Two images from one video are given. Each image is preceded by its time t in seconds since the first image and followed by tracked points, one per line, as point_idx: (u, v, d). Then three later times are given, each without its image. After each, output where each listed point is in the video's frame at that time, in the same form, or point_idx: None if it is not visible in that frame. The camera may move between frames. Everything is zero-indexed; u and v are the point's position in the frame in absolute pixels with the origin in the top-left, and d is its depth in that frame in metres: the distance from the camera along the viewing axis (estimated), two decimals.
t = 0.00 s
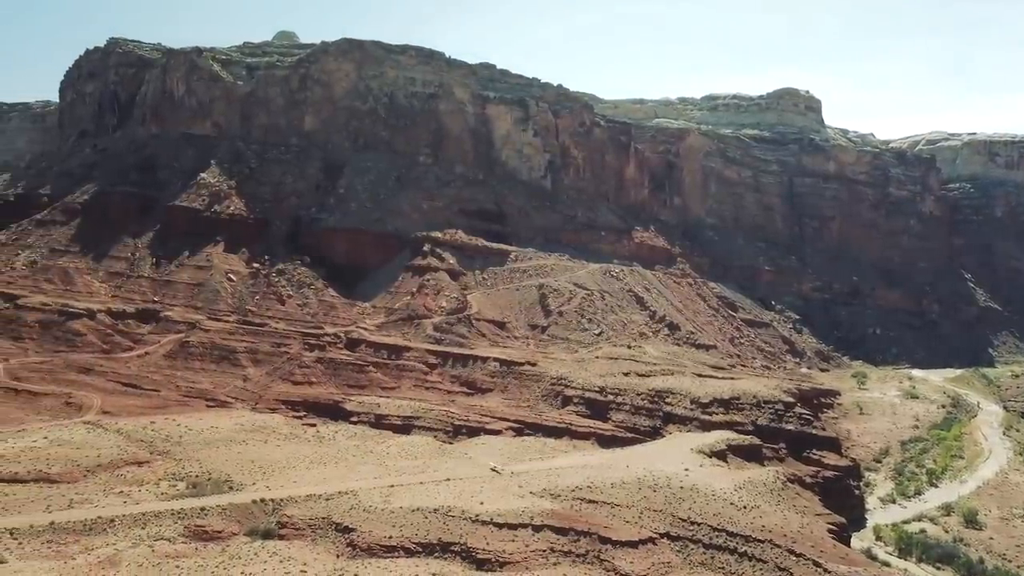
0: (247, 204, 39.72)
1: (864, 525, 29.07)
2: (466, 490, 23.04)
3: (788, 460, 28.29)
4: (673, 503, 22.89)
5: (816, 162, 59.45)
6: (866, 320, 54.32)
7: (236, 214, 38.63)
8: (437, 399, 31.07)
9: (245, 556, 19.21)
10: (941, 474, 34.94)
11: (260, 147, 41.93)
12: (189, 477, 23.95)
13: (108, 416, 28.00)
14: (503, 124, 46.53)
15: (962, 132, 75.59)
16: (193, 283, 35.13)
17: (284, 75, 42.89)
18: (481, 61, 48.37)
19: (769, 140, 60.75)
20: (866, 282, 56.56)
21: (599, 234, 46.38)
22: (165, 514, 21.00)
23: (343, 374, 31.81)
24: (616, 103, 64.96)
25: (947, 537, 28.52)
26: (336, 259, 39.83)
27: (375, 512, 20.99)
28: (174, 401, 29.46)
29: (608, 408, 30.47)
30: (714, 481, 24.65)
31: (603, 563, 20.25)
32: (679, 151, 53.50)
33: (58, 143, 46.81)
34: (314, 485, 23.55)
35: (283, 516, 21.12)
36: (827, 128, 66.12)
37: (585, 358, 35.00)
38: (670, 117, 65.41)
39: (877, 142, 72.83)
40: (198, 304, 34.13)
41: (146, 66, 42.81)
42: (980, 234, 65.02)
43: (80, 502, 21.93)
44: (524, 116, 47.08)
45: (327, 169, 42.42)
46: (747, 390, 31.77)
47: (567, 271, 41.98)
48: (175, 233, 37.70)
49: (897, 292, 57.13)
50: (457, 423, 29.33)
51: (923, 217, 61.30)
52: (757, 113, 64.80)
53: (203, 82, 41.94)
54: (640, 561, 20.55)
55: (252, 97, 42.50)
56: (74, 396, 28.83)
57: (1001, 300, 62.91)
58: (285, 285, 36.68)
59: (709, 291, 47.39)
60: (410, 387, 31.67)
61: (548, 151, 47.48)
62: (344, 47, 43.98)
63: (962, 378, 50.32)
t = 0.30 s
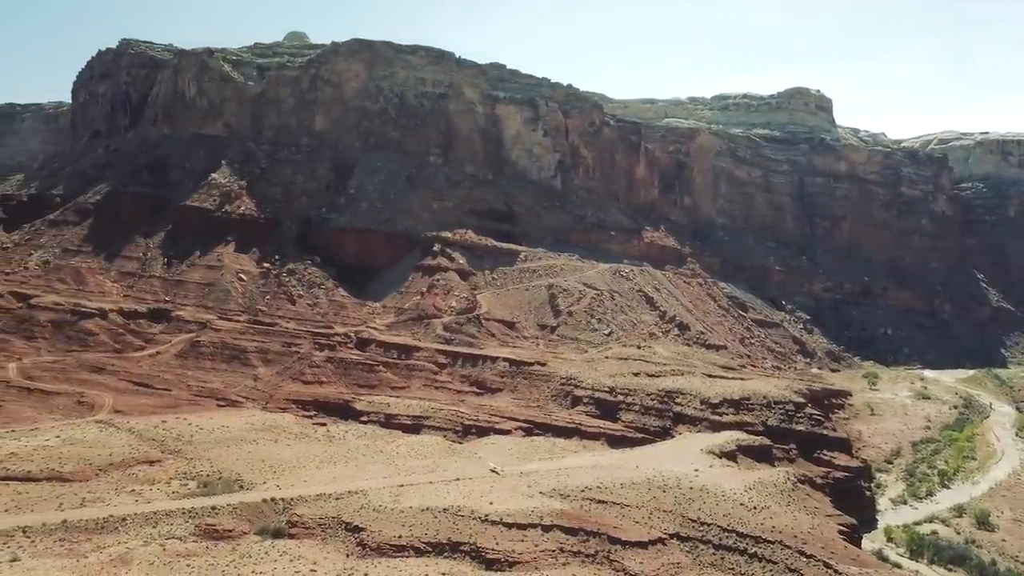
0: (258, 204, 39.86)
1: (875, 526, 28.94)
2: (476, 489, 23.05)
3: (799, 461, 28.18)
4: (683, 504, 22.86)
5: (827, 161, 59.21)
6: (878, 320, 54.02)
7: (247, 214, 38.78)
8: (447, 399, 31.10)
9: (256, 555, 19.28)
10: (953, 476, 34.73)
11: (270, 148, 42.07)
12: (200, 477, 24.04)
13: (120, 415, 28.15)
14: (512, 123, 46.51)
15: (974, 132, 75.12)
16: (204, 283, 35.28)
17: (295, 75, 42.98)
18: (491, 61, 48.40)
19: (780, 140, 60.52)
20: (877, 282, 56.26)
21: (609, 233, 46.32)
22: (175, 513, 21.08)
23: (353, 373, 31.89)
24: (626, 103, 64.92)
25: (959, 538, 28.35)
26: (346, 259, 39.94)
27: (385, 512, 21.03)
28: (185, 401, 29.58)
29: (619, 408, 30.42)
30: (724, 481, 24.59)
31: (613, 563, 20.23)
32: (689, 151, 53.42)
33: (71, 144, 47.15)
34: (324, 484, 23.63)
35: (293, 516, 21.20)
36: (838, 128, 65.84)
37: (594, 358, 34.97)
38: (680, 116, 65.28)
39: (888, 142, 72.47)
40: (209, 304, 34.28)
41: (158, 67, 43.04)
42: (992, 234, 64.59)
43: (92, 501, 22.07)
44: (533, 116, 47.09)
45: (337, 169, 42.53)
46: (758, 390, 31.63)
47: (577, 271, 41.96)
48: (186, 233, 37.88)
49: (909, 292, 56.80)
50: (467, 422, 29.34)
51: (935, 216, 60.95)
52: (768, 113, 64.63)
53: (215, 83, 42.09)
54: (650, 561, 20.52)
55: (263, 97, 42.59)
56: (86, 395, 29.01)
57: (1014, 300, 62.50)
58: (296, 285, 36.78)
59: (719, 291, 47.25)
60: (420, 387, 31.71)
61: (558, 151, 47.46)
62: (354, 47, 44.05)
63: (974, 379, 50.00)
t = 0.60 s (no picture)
0: (269, 204, 39.98)
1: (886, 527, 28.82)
2: (485, 489, 23.08)
3: (809, 461, 28.05)
4: (693, 505, 22.82)
5: (837, 162, 59.24)
6: (889, 321, 53.77)
7: (257, 214, 38.94)
8: (457, 399, 31.11)
9: (267, 554, 19.35)
10: (965, 477, 34.53)
11: (281, 148, 42.23)
12: (211, 476, 24.12)
13: (131, 414, 28.27)
14: (522, 124, 46.55)
15: (986, 131, 74.74)
16: (215, 283, 35.40)
17: (305, 75, 42.91)
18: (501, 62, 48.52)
19: (790, 139, 60.40)
20: (888, 282, 56.00)
21: (618, 234, 46.30)
22: (186, 512, 21.15)
23: (363, 373, 31.97)
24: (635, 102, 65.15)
25: (971, 540, 28.20)
26: (356, 259, 40.04)
27: (395, 511, 21.08)
28: (196, 400, 29.69)
29: (628, 408, 30.38)
30: (734, 482, 24.54)
31: (622, 564, 20.21)
32: (699, 151, 53.43)
33: (83, 145, 47.42)
34: (334, 484, 23.69)
35: (303, 515, 21.27)
36: (848, 127, 65.73)
37: (604, 358, 34.95)
38: (690, 116, 65.27)
39: (900, 141, 72.22)
40: (220, 304, 34.42)
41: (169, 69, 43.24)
42: (1004, 235, 64.24)
43: (104, 499, 22.18)
44: (543, 116, 47.11)
45: (347, 169, 42.67)
46: (768, 391, 31.55)
47: (586, 272, 41.95)
48: (197, 233, 38.03)
49: (920, 292, 56.50)
50: (476, 422, 29.36)
51: (947, 216, 60.66)
52: (778, 112, 64.64)
53: (226, 84, 42.20)
54: (659, 562, 20.49)
55: (273, 98, 42.57)
56: (98, 394, 29.15)
57: None
58: (306, 285, 36.88)
59: (729, 291, 47.12)
60: (429, 387, 31.75)
61: (567, 151, 47.46)
62: (364, 48, 44.15)
63: (986, 380, 49.72)
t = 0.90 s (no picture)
0: (279, 204, 40.09)
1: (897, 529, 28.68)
2: (495, 489, 23.08)
3: (820, 463, 27.92)
4: (702, 505, 22.77)
5: (847, 161, 58.98)
6: (900, 321, 53.50)
7: (268, 214, 39.05)
8: (466, 399, 31.10)
9: (277, 553, 19.40)
10: (977, 479, 34.31)
11: (291, 149, 42.37)
12: (222, 475, 24.20)
13: (142, 413, 28.38)
14: (532, 124, 46.55)
15: (999, 130, 74.30)
16: (225, 283, 35.51)
17: (315, 76, 43.01)
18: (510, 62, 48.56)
19: (801, 139, 60.25)
20: (899, 282, 55.72)
21: (627, 234, 46.27)
22: (197, 511, 21.22)
23: (373, 373, 32.02)
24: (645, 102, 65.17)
25: (982, 542, 28.05)
26: (365, 259, 40.14)
27: (405, 511, 21.10)
28: (207, 399, 29.80)
29: (638, 409, 30.32)
30: (744, 483, 24.48)
31: (632, 564, 20.18)
32: (709, 150, 53.40)
33: (95, 146, 47.71)
34: (344, 483, 23.74)
35: (313, 514, 21.32)
36: (859, 127, 65.49)
37: (613, 358, 34.91)
38: (700, 116, 65.15)
39: (911, 141, 71.91)
40: (231, 304, 34.55)
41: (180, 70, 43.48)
42: (1016, 235, 63.80)
43: (115, 498, 22.28)
44: (553, 116, 47.10)
45: (357, 170, 42.76)
46: (779, 392, 31.44)
47: (596, 272, 41.92)
48: (207, 233, 38.17)
49: (932, 292, 56.17)
50: (486, 422, 29.36)
51: (958, 216, 60.33)
52: (789, 111, 64.51)
53: (236, 84, 42.36)
54: (669, 563, 20.46)
55: (283, 98, 42.64)
56: (109, 393, 29.29)
57: None
58: (316, 285, 36.95)
59: (740, 291, 46.97)
60: (439, 387, 31.76)
61: (577, 151, 47.44)
62: (374, 48, 44.27)
63: (998, 381, 49.42)
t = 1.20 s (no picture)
0: (289, 204, 40.20)
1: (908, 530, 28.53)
2: (504, 489, 23.10)
3: (830, 463, 27.81)
4: (712, 506, 22.72)
5: (858, 161, 58.70)
6: (911, 321, 53.22)
7: (278, 214, 39.18)
8: (475, 399, 31.12)
9: (287, 553, 19.46)
10: (989, 480, 34.09)
11: (301, 149, 42.51)
12: (232, 474, 24.29)
13: (153, 412, 28.51)
14: (541, 124, 46.55)
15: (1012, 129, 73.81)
16: (236, 282, 35.65)
17: (325, 76, 43.14)
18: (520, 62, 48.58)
19: (811, 138, 60.05)
20: (911, 282, 55.44)
21: (637, 234, 46.21)
22: (207, 510, 21.31)
23: (383, 373, 32.09)
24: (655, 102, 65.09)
25: (994, 544, 27.88)
26: (375, 259, 40.25)
27: (414, 510, 21.15)
28: (217, 399, 29.92)
29: (647, 409, 30.29)
30: (754, 484, 24.40)
31: (641, 565, 20.15)
32: (719, 150, 53.30)
33: (107, 147, 48.01)
34: (353, 483, 23.82)
35: (323, 514, 21.40)
36: (870, 126, 65.22)
37: (623, 358, 34.86)
38: (710, 116, 65.00)
39: (922, 140, 71.56)
40: (241, 303, 34.69)
41: (191, 70, 43.73)
42: None
43: (126, 497, 22.39)
44: (562, 116, 47.08)
45: (367, 170, 42.87)
46: (789, 393, 31.35)
47: (605, 272, 41.89)
48: (218, 233, 38.34)
49: (944, 292, 55.85)
50: (495, 422, 29.36)
51: (970, 216, 60.00)
52: (799, 110, 64.35)
53: (247, 85, 42.53)
54: (678, 563, 20.42)
55: (293, 98, 42.76)
56: (121, 393, 29.44)
57: None
58: (326, 285, 37.05)
59: (750, 291, 46.84)
60: (448, 386, 31.79)
61: (587, 151, 47.42)
62: (384, 49, 44.37)
63: (1010, 381, 49.09)
